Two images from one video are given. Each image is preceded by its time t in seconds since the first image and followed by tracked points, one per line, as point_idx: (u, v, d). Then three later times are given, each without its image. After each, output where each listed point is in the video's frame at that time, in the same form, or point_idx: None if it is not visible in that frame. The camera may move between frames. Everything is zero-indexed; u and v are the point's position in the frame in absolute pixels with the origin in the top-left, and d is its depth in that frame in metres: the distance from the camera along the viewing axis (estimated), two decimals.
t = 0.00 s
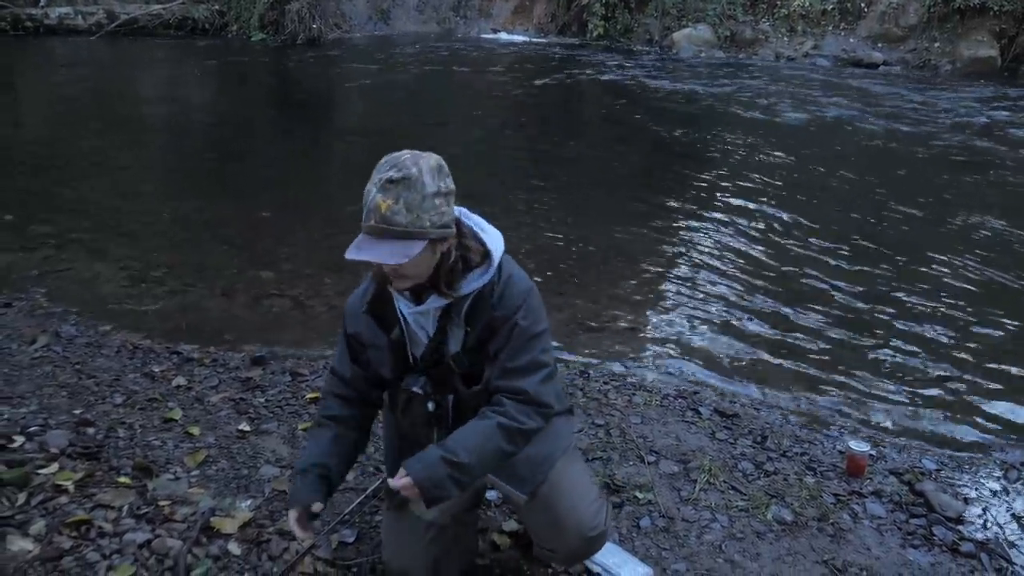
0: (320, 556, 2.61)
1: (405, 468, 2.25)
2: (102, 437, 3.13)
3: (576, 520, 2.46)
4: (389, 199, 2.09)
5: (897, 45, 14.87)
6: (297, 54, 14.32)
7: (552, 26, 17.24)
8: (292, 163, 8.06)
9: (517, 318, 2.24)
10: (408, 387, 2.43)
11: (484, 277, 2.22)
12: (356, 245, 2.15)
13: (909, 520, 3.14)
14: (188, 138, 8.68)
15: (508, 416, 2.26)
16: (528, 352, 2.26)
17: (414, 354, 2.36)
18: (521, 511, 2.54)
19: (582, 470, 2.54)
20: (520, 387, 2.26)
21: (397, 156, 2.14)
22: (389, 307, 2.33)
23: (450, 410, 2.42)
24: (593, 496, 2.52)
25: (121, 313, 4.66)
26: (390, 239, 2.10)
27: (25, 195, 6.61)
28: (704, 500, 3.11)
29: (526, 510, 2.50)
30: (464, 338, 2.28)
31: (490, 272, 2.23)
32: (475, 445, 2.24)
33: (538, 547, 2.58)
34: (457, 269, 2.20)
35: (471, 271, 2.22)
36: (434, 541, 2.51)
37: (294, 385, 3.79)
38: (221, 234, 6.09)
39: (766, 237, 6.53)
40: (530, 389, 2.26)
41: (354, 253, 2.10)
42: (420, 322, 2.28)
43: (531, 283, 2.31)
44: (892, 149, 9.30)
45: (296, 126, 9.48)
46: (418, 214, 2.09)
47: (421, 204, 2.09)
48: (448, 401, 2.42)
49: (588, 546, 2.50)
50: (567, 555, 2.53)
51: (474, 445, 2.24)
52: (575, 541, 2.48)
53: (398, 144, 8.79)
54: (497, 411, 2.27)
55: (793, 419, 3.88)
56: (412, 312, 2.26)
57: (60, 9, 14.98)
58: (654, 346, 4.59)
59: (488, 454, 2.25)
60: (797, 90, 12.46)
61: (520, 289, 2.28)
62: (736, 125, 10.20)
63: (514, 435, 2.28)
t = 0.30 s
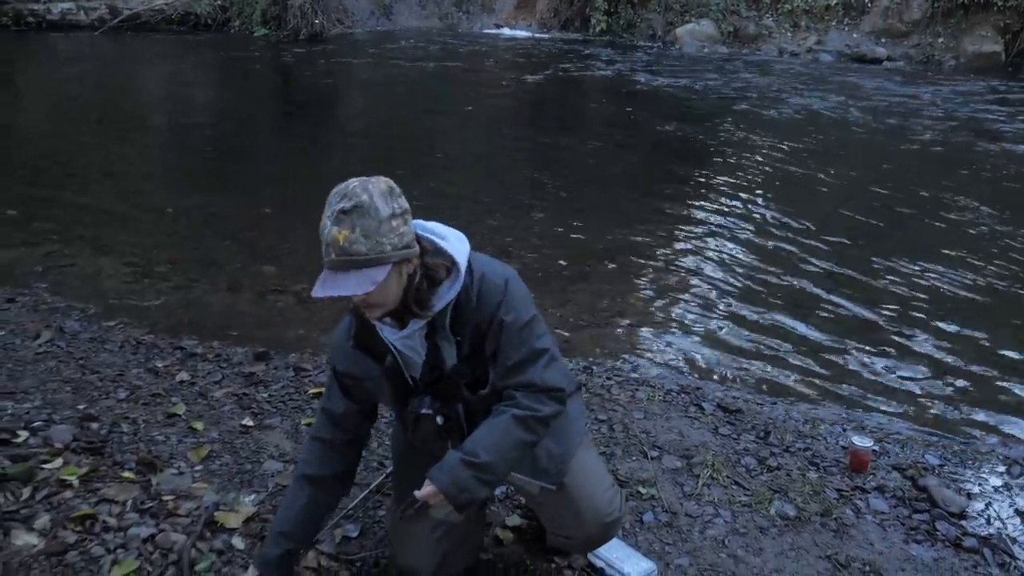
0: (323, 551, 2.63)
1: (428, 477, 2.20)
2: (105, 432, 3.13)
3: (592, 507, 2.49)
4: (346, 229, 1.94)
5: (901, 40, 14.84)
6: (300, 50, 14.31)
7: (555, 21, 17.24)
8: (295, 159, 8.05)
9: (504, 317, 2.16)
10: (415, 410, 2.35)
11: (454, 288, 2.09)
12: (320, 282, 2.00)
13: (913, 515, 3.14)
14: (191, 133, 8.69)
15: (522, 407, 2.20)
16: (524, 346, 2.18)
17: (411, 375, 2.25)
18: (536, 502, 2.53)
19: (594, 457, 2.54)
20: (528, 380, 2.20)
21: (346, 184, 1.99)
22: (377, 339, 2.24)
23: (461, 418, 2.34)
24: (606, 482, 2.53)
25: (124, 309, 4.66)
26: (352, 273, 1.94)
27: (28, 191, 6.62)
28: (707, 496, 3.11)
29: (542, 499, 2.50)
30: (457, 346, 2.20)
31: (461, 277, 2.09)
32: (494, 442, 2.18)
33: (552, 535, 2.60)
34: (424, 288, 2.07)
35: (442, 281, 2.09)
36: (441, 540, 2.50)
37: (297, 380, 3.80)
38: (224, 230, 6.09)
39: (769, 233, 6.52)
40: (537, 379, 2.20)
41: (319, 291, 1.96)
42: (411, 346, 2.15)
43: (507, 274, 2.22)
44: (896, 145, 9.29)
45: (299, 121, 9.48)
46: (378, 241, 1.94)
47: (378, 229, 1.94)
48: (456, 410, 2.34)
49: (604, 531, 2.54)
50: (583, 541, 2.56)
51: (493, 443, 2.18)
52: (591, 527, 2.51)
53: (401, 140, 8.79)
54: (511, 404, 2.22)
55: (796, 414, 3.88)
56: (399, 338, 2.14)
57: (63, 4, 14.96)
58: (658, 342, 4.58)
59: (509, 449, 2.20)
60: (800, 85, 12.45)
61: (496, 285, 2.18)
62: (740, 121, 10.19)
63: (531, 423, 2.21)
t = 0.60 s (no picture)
0: (330, 543, 2.63)
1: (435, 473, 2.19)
2: (112, 425, 3.14)
3: (599, 497, 2.49)
4: (328, 240, 1.91)
5: (907, 32, 14.81)
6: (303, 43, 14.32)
7: (559, 14, 17.15)
8: (299, 152, 8.05)
9: (498, 314, 2.16)
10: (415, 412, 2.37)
11: (441, 291, 2.08)
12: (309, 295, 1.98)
13: (918, 508, 3.14)
14: (195, 127, 8.69)
15: (525, 399, 2.19)
16: (521, 340, 2.18)
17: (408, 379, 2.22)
18: (542, 492, 2.54)
19: (599, 446, 2.53)
20: (529, 372, 2.20)
21: (324, 194, 1.96)
22: (368, 344, 2.20)
23: (462, 416, 2.37)
24: (613, 472, 2.53)
25: (130, 302, 4.67)
26: (339, 282, 1.92)
27: (34, 185, 6.63)
28: (712, 488, 3.11)
29: (548, 489, 2.51)
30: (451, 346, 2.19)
31: (447, 279, 2.08)
32: (500, 436, 2.17)
33: (560, 525, 2.60)
34: (410, 292, 2.04)
35: (428, 284, 2.06)
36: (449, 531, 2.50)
37: (302, 373, 3.81)
38: (229, 223, 6.10)
39: (775, 226, 6.50)
40: (537, 371, 2.19)
41: (309, 305, 1.95)
42: (405, 350, 2.10)
43: (496, 269, 2.21)
44: (902, 137, 9.27)
45: (304, 115, 9.48)
46: (363, 248, 1.92)
47: (361, 237, 1.92)
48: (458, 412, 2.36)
49: (611, 520, 2.54)
50: (590, 530, 2.56)
51: (498, 437, 2.17)
52: (599, 517, 2.51)
53: (405, 133, 8.79)
54: (515, 397, 2.21)
55: (802, 407, 3.88)
56: (392, 343, 2.09)
57: None
58: (662, 335, 4.58)
59: (515, 442, 2.19)
60: (805, 77, 12.42)
61: (485, 280, 2.18)
62: (746, 113, 10.15)
63: (536, 415, 2.21)
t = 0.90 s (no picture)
0: (336, 531, 2.64)
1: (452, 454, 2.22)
2: (119, 412, 3.15)
3: (604, 481, 2.48)
4: (359, 195, 1.92)
5: (914, 18, 14.72)
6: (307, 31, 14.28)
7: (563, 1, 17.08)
8: (303, 140, 8.04)
9: (515, 292, 2.15)
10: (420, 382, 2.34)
11: (460, 262, 2.09)
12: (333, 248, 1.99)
13: (924, 495, 3.13)
14: (199, 115, 8.68)
15: (540, 379, 2.21)
16: (535, 319, 2.18)
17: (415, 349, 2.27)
18: (546, 475, 2.53)
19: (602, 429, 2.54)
20: (542, 351, 2.20)
21: (357, 152, 1.97)
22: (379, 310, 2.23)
23: (465, 391, 2.37)
24: (617, 456, 2.52)
25: (136, 291, 4.68)
26: (364, 237, 1.93)
27: (39, 173, 6.63)
28: (717, 476, 3.11)
29: (552, 472, 2.51)
30: (463, 319, 2.20)
31: (467, 251, 2.09)
32: (517, 416, 2.19)
33: (564, 509, 2.59)
34: (431, 260, 2.06)
35: (449, 255, 2.08)
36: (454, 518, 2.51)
37: (307, 361, 3.81)
38: (234, 212, 6.10)
39: (781, 213, 6.48)
40: (551, 351, 2.20)
41: (332, 257, 1.95)
42: (414, 319, 2.15)
43: (514, 247, 2.20)
44: (909, 124, 9.22)
45: (308, 103, 9.47)
46: (391, 207, 1.93)
47: (391, 196, 1.93)
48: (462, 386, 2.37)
49: (616, 505, 2.53)
50: (595, 515, 2.55)
51: (514, 417, 2.19)
52: (603, 501, 2.51)
53: (410, 120, 8.77)
54: (528, 377, 2.22)
55: (808, 395, 3.87)
56: (403, 310, 2.13)
57: None
58: (668, 323, 4.57)
59: (530, 422, 2.21)
60: (812, 63, 12.35)
61: (503, 256, 2.17)
62: (752, 101, 10.11)
63: (549, 395, 2.22)
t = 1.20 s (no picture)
0: (340, 526, 2.65)
1: (489, 435, 2.21)
2: (122, 409, 3.15)
3: (609, 475, 2.47)
4: (430, 138, 2.08)
5: (916, 10, 14.74)
6: (308, 26, 14.26)
7: None
8: (305, 135, 8.03)
9: (553, 273, 2.25)
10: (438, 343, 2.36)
11: (507, 231, 2.20)
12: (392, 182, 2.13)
13: (927, 487, 3.13)
14: (200, 112, 8.67)
15: (570, 363, 2.27)
16: (568, 302, 2.27)
17: (439, 312, 2.34)
18: (549, 469, 2.52)
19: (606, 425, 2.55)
20: (572, 335, 2.27)
21: (433, 104, 2.15)
22: (413, 266, 2.30)
23: (477, 366, 2.38)
24: (621, 452, 2.53)
25: (138, 287, 4.68)
26: (427, 174, 2.08)
27: (41, 171, 6.63)
28: (720, 469, 3.12)
29: (555, 466, 2.50)
30: (494, 291, 2.27)
31: (514, 223, 2.21)
32: (551, 398, 2.23)
33: (567, 505, 2.57)
34: (481, 220, 2.19)
35: (496, 223, 2.21)
36: (458, 510, 2.52)
37: (310, 356, 3.82)
38: (236, 207, 6.10)
39: (783, 206, 6.47)
40: (581, 334, 2.28)
41: (393, 189, 2.09)
42: (448, 279, 2.24)
43: (555, 236, 2.31)
44: (912, 115, 9.21)
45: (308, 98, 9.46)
46: (457, 154, 2.09)
47: (459, 145, 2.09)
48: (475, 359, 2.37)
49: (619, 501, 2.51)
50: (597, 510, 2.53)
51: (548, 398, 2.23)
52: (606, 497, 2.49)
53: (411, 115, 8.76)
54: (558, 360, 2.28)
55: (811, 388, 3.86)
56: (438, 269, 2.22)
57: None
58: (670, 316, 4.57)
59: (562, 406, 2.25)
60: (814, 56, 12.32)
61: (544, 240, 2.28)
62: (753, 93, 10.09)
63: (576, 379, 2.27)
